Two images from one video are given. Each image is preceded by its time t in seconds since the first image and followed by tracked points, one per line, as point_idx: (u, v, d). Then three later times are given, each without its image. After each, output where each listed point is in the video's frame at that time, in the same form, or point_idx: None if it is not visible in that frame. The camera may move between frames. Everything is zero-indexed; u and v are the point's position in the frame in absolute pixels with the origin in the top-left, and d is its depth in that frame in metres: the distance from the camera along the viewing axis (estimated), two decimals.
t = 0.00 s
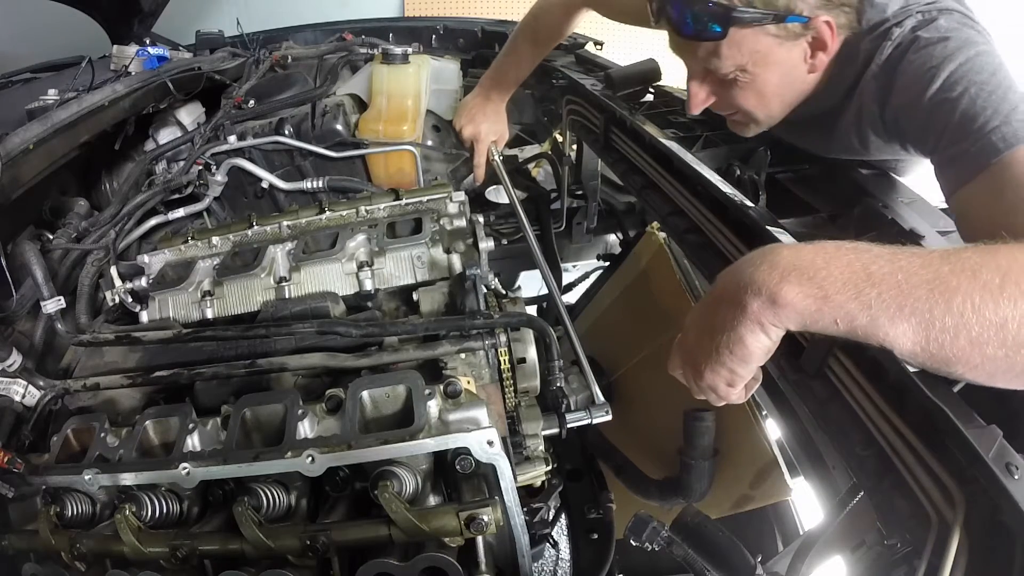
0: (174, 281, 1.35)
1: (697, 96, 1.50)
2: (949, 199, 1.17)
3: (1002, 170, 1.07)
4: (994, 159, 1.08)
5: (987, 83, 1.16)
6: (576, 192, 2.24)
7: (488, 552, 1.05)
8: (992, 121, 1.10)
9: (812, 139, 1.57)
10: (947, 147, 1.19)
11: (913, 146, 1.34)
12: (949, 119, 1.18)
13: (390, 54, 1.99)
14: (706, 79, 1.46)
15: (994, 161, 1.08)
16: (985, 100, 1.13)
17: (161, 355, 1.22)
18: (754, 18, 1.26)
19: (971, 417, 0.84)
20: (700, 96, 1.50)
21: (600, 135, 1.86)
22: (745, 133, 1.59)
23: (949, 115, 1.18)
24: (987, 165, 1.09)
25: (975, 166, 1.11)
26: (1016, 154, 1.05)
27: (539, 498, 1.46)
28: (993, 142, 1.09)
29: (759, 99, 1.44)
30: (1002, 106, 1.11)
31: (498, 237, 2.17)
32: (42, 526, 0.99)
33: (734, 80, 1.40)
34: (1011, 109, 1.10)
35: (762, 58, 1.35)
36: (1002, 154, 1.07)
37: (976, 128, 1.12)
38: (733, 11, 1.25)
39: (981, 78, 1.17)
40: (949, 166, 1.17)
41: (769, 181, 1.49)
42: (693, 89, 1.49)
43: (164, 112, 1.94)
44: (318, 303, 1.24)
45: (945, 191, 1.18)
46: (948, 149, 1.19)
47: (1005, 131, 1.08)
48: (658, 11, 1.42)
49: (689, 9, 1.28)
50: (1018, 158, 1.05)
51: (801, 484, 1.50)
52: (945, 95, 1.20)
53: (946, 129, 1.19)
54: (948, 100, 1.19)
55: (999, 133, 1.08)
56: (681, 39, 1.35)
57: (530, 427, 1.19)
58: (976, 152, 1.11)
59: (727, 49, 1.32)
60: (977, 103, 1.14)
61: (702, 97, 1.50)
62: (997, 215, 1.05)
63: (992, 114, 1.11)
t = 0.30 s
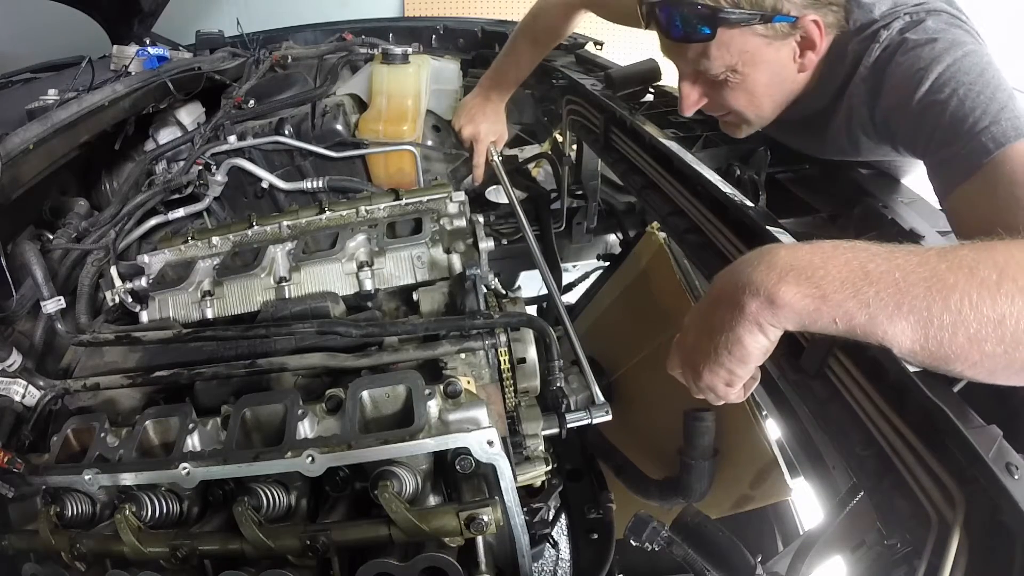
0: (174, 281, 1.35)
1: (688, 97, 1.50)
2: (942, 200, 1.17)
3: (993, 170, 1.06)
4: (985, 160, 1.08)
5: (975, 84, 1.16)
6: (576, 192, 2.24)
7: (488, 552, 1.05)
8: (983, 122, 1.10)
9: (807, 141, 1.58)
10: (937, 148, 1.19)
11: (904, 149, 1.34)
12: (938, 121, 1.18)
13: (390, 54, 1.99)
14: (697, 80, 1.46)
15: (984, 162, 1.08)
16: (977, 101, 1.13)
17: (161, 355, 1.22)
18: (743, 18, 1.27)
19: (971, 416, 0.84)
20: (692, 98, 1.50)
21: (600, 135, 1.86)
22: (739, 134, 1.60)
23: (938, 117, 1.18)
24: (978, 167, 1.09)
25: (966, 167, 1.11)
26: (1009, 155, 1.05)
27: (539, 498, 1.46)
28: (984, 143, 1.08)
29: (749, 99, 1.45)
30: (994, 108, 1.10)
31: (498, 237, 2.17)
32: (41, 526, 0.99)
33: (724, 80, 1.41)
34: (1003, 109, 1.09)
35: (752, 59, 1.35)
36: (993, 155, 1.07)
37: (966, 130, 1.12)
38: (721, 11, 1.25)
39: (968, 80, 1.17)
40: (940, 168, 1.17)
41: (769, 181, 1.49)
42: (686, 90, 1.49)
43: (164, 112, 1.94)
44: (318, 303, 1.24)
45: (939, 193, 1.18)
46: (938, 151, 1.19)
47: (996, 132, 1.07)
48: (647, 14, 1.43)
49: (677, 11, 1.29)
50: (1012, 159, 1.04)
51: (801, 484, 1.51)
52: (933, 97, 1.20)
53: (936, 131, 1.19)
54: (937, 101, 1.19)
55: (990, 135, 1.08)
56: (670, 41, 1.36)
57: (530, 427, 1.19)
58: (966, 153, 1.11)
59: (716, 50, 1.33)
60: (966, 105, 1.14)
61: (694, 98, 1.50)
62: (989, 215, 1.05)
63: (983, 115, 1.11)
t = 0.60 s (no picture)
0: (174, 281, 1.35)
1: (704, 108, 1.46)
2: (947, 214, 1.17)
3: (998, 185, 1.06)
4: (992, 176, 1.07)
5: (984, 98, 1.15)
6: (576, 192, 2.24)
7: (489, 552, 1.04)
8: (990, 137, 1.09)
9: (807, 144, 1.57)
10: (943, 161, 1.19)
11: (907, 159, 1.34)
12: (945, 131, 1.18)
13: (390, 54, 1.99)
14: (714, 89, 1.42)
15: (990, 178, 1.08)
16: (985, 115, 1.13)
17: (162, 355, 1.22)
18: (764, 30, 1.23)
19: (971, 417, 0.84)
20: (708, 108, 1.46)
21: (600, 135, 1.86)
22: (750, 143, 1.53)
23: (946, 128, 1.18)
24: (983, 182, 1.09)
25: (972, 181, 1.10)
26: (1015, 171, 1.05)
27: (539, 498, 1.46)
28: (991, 159, 1.08)
29: (767, 112, 1.42)
30: (1002, 122, 1.10)
31: (498, 237, 2.17)
32: (42, 527, 0.99)
33: (743, 92, 1.37)
34: (1010, 124, 1.09)
35: (772, 70, 1.32)
36: (1000, 171, 1.06)
37: (973, 144, 1.12)
38: (743, 23, 1.22)
39: (978, 93, 1.16)
40: (945, 181, 1.17)
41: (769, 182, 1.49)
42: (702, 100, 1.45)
43: (164, 112, 1.94)
44: (318, 303, 1.24)
45: (942, 207, 1.17)
46: (944, 164, 1.18)
47: (1003, 148, 1.07)
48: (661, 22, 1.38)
49: (694, 20, 1.27)
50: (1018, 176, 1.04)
51: (801, 484, 1.51)
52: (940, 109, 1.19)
53: (943, 143, 1.18)
54: (946, 112, 1.18)
55: (997, 150, 1.08)
56: (686, 49, 1.35)
57: (530, 427, 1.19)
58: (972, 168, 1.11)
59: (737, 61, 1.29)
60: (974, 118, 1.13)
61: (710, 109, 1.46)
62: (993, 230, 1.05)
63: (990, 129, 1.10)
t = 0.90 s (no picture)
0: (174, 281, 1.36)
1: (730, 123, 1.39)
2: (950, 217, 1.17)
3: (1006, 190, 1.07)
4: (1001, 181, 1.08)
5: (996, 102, 1.15)
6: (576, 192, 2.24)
7: (489, 552, 1.04)
8: (1000, 141, 1.10)
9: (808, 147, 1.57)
10: (953, 165, 1.19)
11: (916, 161, 1.34)
12: (956, 135, 1.18)
13: (390, 54, 1.98)
14: (740, 102, 1.36)
15: (999, 183, 1.08)
16: (996, 119, 1.13)
17: (161, 355, 1.22)
18: (799, 43, 1.20)
19: (970, 419, 0.84)
20: (733, 123, 1.39)
21: (601, 135, 1.86)
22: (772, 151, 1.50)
23: (957, 132, 1.18)
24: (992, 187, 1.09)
25: (981, 185, 1.11)
26: None
27: (539, 498, 1.46)
28: (1000, 164, 1.08)
29: (795, 123, 1.38)
30: (1012, 127, 1.10)
31: (498, 237, 2.17)
32: (42, 527, 0.99)
33: (773, 105, 1.33)
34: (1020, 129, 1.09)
35: (804, 82, 1.28)
36: (1009, 175, 1.07)
37: (983, 148, 1.12)
38: (779, 36, 1.18)
39: (990, 98, 1.16)
40: (954, 185, 1.17)
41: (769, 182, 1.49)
42: (727, 115, 1.38)
43: (164, 112, 1.93)
44: (318, 303, 1.24)
45: (948, 210, 1.18)
46: (953, 167, 1.19)
47: (1013, 152, 1.07)
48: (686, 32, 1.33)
49: (724, 31, 1.22)
50: None
51: (801, 484, 1.51)
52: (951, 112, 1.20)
53: (953, 146, 1.19)
54: (957, 115, 1.18)
55: (1006, 155, 1.08)
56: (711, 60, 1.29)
57: (530, 427, 1.19)
58: (982, 171, 1.11)
59: (770, 75, 1.25)
60: (985, 122, 1.14)
61: (736, 123, 1.39)
62: (998, 234, 1.06)
63: (1000, 133, 1.11)
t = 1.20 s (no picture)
0: (174, 281, 1.36)
1: (737, 123, 1.38)
2: (952, 216, 1.17)
3: (1009, 190, 1.07)
4: (1003, 180, 1.08)
5: (998, 101, 1.15)
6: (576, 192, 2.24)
7: (489, 552, 1.04)
8: (1001, 140, 1.10)
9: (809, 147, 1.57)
10: (954, 163, 1.19)
11: (919, 160, 1.34)
12: (958, 134, 1.18)
13: (390, 54, 1.98)
14: (749, 103, 1.36)
15: (1001, 182, 1.08)
16: (997, 119, 1.13)
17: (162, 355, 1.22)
18: (810, 44, 1.19)
19: (970, 418, 0.84)
20: (741, 124, 1.39)
21: (601, 135, 1.86)
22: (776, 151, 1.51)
23: (960, 131, 1.18)
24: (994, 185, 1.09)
25: (983, 184, 1.11)
26: None
27: (539, 498, 1.46)
28: (1002, 162, 1.08)
29: (804, 123, 1.39)
30: (1014, 126, 1.10)
31: (498, 237, 2.17)
32: (41, 527, 0.99)
33: (782, 106, 1.33)
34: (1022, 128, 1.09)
35: (813, 82, 1.28)
36: (1011, 174, 1.07)
37: (985, 147, 1.12)
38: (790, 38, 1.17)
39: (993, 97, 1.16)
40: (956, 184, 1.17)
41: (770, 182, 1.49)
42: (735, 116, 1.37)
43: (164, 112, 1.93)
44: (318, 303, 1.24)
45: (949, 209, 1.18)
46: (955, 166, 1.19)
47: (1014, 151, 1.07)
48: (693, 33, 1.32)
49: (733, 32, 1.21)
50: None
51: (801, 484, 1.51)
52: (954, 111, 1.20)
53: (955, 145, 1.19)
54: (960, 114, 1.19)
55: (1007, 154, 1.08)
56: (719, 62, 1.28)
57: (530, 427, 1.19)
58: (984, 170, 1.11)
59: (780, 76, 1.25)
60: (986, 121, 1.14)
61: (744, 123, 1.39)
62: (999, 234, 1.06)
63: (1002, 132, 1.11)
